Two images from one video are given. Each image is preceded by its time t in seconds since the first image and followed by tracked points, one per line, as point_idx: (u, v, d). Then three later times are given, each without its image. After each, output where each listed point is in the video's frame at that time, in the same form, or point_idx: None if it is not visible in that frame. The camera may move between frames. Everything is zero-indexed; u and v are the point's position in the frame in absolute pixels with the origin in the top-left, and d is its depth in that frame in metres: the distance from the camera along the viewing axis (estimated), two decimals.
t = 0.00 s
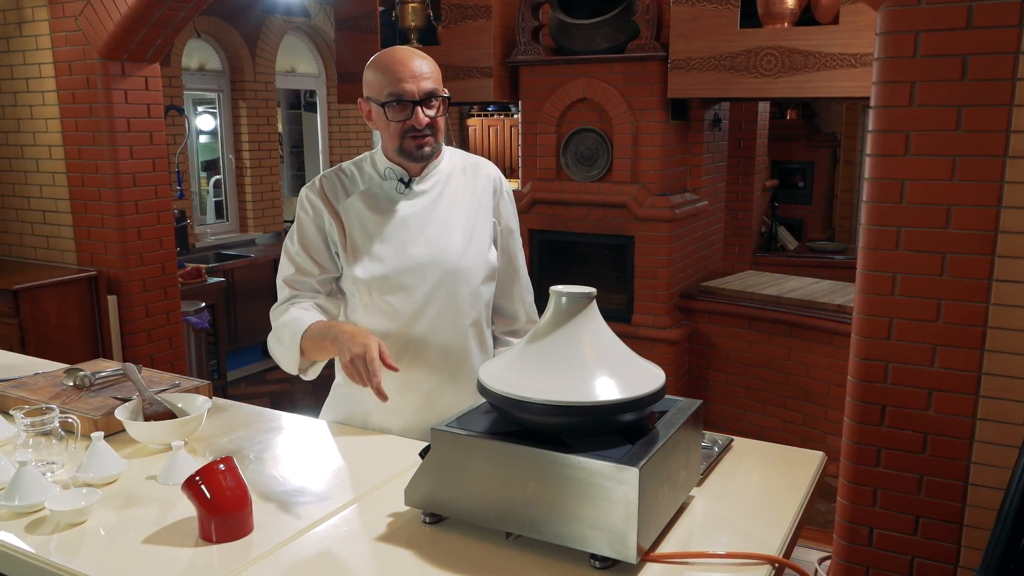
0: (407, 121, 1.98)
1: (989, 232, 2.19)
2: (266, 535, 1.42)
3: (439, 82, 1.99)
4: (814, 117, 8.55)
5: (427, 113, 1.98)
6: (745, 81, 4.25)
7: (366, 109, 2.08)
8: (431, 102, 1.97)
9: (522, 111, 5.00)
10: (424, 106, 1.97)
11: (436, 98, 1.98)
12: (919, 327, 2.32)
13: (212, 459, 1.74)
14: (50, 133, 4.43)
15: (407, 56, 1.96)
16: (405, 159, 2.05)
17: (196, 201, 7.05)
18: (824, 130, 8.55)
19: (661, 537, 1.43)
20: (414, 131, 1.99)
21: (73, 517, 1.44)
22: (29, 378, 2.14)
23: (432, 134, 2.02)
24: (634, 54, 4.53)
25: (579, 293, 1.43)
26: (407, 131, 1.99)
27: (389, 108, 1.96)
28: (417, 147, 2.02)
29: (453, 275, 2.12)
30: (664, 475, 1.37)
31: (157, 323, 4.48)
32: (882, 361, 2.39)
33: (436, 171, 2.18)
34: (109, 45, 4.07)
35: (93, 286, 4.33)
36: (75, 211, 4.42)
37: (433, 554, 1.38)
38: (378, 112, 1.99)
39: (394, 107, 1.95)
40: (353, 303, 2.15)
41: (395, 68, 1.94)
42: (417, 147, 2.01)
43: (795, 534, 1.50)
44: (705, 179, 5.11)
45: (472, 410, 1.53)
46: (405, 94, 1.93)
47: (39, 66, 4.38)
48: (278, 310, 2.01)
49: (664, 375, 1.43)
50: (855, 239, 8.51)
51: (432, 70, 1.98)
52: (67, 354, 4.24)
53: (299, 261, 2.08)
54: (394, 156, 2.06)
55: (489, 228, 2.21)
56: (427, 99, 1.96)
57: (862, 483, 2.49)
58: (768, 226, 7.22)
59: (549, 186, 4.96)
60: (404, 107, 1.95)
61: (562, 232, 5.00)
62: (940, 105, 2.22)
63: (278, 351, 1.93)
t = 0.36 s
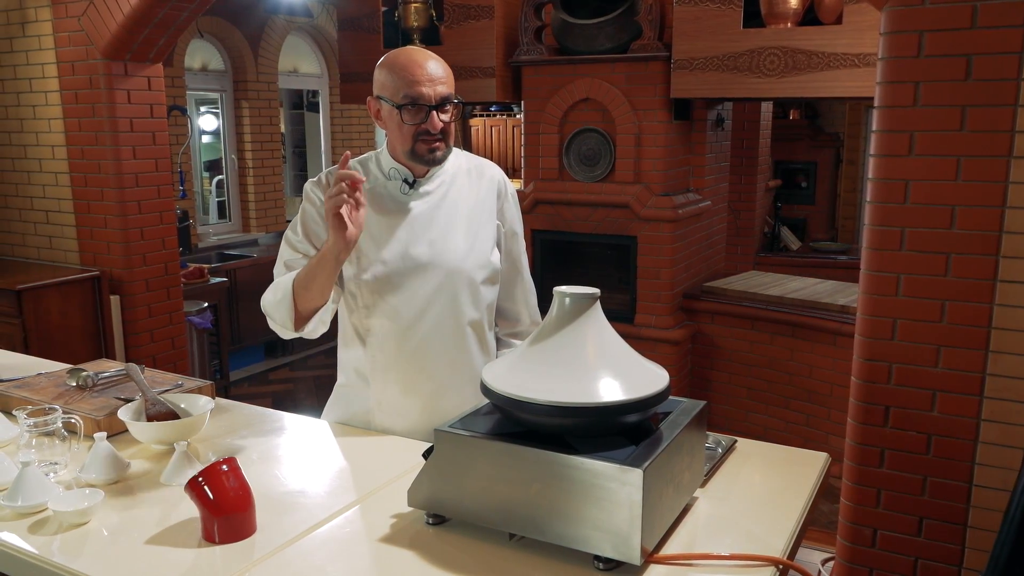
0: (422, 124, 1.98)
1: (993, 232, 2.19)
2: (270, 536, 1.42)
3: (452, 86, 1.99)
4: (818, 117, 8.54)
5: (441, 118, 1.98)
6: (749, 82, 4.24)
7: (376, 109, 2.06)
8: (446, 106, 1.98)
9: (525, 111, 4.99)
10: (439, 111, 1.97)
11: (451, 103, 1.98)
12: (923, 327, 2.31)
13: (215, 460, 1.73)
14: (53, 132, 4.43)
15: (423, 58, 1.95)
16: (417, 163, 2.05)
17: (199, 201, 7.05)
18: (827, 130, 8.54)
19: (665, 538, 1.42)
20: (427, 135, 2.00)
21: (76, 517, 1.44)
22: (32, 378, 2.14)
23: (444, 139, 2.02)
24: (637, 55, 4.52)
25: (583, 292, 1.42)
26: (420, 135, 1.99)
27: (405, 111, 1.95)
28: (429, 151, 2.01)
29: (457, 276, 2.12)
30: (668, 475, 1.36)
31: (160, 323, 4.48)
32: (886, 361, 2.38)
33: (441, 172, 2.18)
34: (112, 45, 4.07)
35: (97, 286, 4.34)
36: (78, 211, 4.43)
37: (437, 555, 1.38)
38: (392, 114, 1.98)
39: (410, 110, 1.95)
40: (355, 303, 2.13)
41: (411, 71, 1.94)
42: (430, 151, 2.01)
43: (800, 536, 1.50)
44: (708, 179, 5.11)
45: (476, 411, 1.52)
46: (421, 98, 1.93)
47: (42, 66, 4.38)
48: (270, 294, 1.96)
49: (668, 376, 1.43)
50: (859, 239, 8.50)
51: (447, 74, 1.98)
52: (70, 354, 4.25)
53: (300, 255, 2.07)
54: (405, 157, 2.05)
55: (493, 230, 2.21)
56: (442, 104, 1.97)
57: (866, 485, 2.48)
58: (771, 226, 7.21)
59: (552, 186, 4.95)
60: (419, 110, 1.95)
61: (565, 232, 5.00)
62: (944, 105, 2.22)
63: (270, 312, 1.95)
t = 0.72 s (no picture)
0: (438, 126, 1.97)
1: (1000, 232, 2.18)
2: (275, 537, 1.42)
3: (468, 89, 1.99)
4: (823, 117, 8.52)
5: (457, 120, 1.98)
6: (753, 82, 4.23)
7: (388, 106, 2.05)
8: (462, 109, 1.97)
9: (530, 111, 4.99)
10: (455, 112, 1.97)
11: (467, 105, 1.98)
12: (929, 328, 2.30)
13: (220, 460, 1.73)
14: (58, 132, 4.43)
15: (439, 59, 1.94)
16: (429, 162, 2.05)
17: (203, 201, 7.06)
18: (832, 130, 8.52)
19: (670, 540, 1.42)
20: (442, 136, 1.99)
21: (81, 518, 1.44)
22: (37, 378, 2.14)
23: (458, 140, 2.02)
24: (642, 54, 4.52)
25: (588, 293, 1.42)
26: (435, 136, 1.99)
27: (422, 113, 1.95)
28: (443, 152, 2.01)
29: (468, 278, 2.11)
30: (674, 476, 1.36)
31: (164, 323, 4.48)
32: (892, 362, 2.37)
33: (452, 173, 2.17)
34: (116, 45, 4.07)
35: (101, 287, 4.34)
36: (82, 211, 4.43)
37: (441, 556, 1.37)
38: (407, 114, 1.97)
39: (427, 112, 1.95)
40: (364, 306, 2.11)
41: (428, 72, 1.93)
42: (444, 152, 2.01)
43: (806, 537, 1.49)
44: (713, 179, 5.10)
45: (481, 412, 1.52)
46: (438, 100, 1.93)
47: (47, 66, 4.39)
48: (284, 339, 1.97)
49: (674, 376, 1.42)
50: (864, 239, 8.47)
51: (463, 76, 1.98)
52: (74, 354, 4.27)
53: (309, 264, 2.04)
54: (419, 158, 2.05)
55: (503, 232, 2.22)
56: (458, 106, 1.96)
57: (872, 486, 2.48)
58: (776, 226, 7.19)
59: (557, 186, 4.95)
60: (436, 113, 1.95)
61: (569, 233, 4.99)
62: (950, 105, 2.21)
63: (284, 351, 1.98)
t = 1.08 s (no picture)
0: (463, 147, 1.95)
1: (1010, 232, 2.16)
2: (282, 538, 1.41)
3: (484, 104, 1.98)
4: (829, 117, 8.49)
5: (478, 138, 1.96)
6: (760, 81, 4.22)
7: (402, 125, 2.01)
8: (483, 125, 1.96)
9: (536, 111, 4.98)
10: (477, 131, 1.95)
11: (485, 121, 1.96)
12: (938, 329, 2.29)
13: (226, 461, 1.72)
14: (65, 132, 4.44)
15: (455, 76, 1.92)
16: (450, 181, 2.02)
17: (209, 201, 7.08)
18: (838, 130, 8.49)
19: (679, 543, 1.41)
20: (465, 156, 1.96)
21: (87, 519, 1.44)
22: (44, 378, 2.14)
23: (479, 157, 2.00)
24: (648, 54, 4.51)
25: (597, 294, 1.41)
26: (460, 157, 1.96)
27: (446, 137, 1.92)
28: (466, 170, 1.98)
29: (471, 284, 2.10)
30: (684, 478, 1.35)
31: (170, 323, 4.49)
32: (901, 364, 2.36)
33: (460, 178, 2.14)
34: (123, 45, 4.08)
35: (107, 286, 4.34)
36: (89, 211, 4.43)
37: (449, 558, 1.37)
38: (430, 137, 1.94)
39: (452, 135, 1.92)
40: (368, 307, 2.12)
41: (449, 93, 1.91)
42: (467, 170, 1.98)
43: (816, 541, 1.48)
44: (720, 179, 5.08)
45: (489, 413, 1.51)
46: (462, 120, 1.91)
47: (53, 66, 4.39)
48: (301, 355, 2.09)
49: (683, 378, 1.41)
50: (870, 239, 8.44)
51: (479, 93, 1.96)
52: (81, 354, 4.28)
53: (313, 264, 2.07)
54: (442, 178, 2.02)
55: (509, 237, 2.19)
56: (479, 125, 1.95)
57: (880, 488, 2.46)
58: (782, 227, 7.17)
59: (563, 186, 4.94)
60: (462, 135, 1.92)
61: (575, 233, 4.98)
62: (960, 105, 2.19)
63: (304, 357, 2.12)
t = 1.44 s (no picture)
0: (393, 127, 1.94)
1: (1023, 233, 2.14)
2: (291, 540, 1.41)
3: (424, 83, 1.94)
4: (838, 118, 8.46)
5: (411, 117, 1.94)
6: (769, 81, 4.20)
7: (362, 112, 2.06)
8: (414, 106, 1.93)
9: (544, 111, 4.97)
10: (407, 111, 1.93)
11: (422, 101, 1.93)
12: (950, 331, 2.27)
13: (235, 463, 1.72)
14: (73, 133, 4.45)
15: (391, 59, 1.92)
16: (399, 164, 2.02)
17: (217, 202, 7.09)
18: (847, 130, 8.45)
19: (690, 547, 1.39)
20: (402, 136, 1.96)
21: (96, 520, 1.43)
22: (53, 378, 2.14)
23: (421, 138, 1.98)
24: (657, 54, 4.49)
25: (608, 296, 1.39)
26: (397, 137, 1.96)
27: (375, 116, 1.93)
28: (407, 151, 1.98)
29: (453, 273, 2.09)
30: (695, 483, 1.33)
31: (178, 323, 4.49)
32: (912, 366, 2.34)
33: (436, 171, 2.14)
34: (132, 45, 4.08)
35: (115, 286, 4.35)
36: (98, 211, 4.44)
37: (458, 562, 1.36)
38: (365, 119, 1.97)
39: (380, 114, 1.93)
40: (353, 302, 2.11)
41: (381, 74, 1.91)
42: (409, 151, 1.98)
43: (828, 545, 1.46)
44: (728, 180, 5.06)
45: (499, 416, 1.50)
46: (386, 100, 1.90)
47: (62, 67, 4.41)
48: (278, 367, 2.02)
49: (695, 381, 1.40)
50: (879, 240, 8.41)
51: (416, 72, 1.93)
52: (90, 354, 4.30)
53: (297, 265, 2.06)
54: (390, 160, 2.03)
55: (490, 228, 2.18)
56: (411, 103, 1.92)
57: (891, 491, 2.45)
58: (791, 227, 7.14)
59: (571, 186, 4.93)
60: (389, 113, 1.92)
61: (583, 233, 4.96)
62: (973, 105, 2.17)
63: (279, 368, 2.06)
